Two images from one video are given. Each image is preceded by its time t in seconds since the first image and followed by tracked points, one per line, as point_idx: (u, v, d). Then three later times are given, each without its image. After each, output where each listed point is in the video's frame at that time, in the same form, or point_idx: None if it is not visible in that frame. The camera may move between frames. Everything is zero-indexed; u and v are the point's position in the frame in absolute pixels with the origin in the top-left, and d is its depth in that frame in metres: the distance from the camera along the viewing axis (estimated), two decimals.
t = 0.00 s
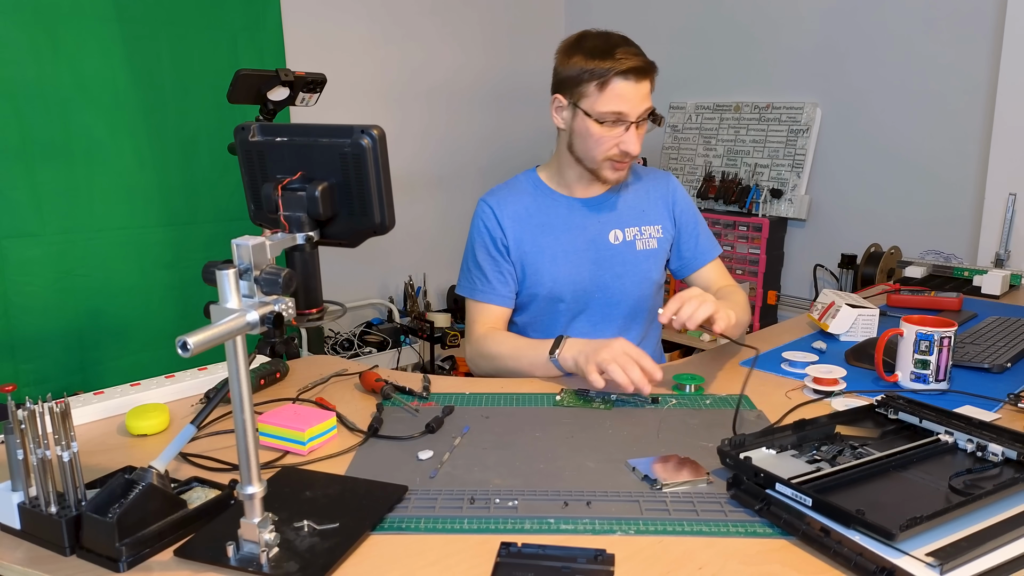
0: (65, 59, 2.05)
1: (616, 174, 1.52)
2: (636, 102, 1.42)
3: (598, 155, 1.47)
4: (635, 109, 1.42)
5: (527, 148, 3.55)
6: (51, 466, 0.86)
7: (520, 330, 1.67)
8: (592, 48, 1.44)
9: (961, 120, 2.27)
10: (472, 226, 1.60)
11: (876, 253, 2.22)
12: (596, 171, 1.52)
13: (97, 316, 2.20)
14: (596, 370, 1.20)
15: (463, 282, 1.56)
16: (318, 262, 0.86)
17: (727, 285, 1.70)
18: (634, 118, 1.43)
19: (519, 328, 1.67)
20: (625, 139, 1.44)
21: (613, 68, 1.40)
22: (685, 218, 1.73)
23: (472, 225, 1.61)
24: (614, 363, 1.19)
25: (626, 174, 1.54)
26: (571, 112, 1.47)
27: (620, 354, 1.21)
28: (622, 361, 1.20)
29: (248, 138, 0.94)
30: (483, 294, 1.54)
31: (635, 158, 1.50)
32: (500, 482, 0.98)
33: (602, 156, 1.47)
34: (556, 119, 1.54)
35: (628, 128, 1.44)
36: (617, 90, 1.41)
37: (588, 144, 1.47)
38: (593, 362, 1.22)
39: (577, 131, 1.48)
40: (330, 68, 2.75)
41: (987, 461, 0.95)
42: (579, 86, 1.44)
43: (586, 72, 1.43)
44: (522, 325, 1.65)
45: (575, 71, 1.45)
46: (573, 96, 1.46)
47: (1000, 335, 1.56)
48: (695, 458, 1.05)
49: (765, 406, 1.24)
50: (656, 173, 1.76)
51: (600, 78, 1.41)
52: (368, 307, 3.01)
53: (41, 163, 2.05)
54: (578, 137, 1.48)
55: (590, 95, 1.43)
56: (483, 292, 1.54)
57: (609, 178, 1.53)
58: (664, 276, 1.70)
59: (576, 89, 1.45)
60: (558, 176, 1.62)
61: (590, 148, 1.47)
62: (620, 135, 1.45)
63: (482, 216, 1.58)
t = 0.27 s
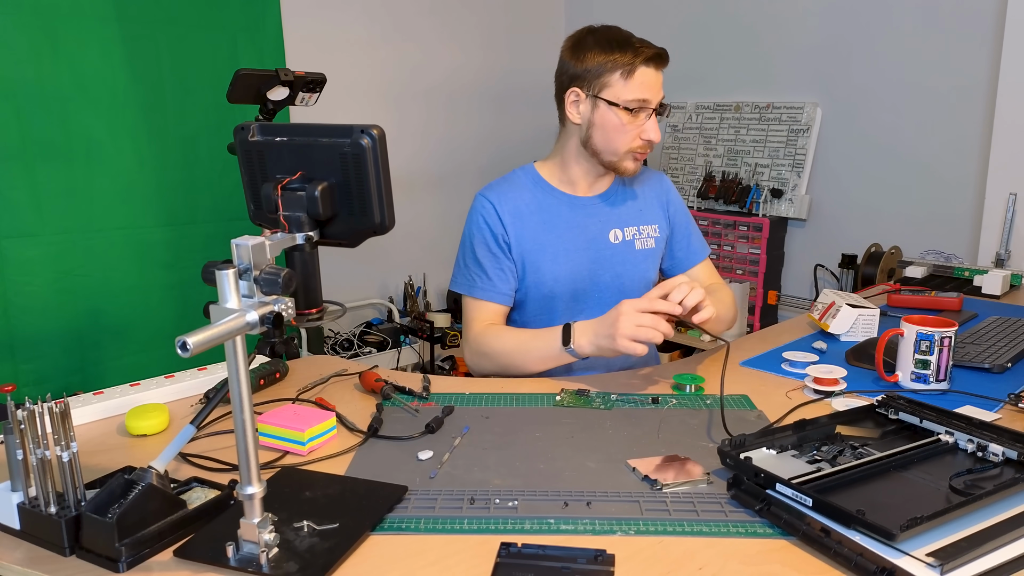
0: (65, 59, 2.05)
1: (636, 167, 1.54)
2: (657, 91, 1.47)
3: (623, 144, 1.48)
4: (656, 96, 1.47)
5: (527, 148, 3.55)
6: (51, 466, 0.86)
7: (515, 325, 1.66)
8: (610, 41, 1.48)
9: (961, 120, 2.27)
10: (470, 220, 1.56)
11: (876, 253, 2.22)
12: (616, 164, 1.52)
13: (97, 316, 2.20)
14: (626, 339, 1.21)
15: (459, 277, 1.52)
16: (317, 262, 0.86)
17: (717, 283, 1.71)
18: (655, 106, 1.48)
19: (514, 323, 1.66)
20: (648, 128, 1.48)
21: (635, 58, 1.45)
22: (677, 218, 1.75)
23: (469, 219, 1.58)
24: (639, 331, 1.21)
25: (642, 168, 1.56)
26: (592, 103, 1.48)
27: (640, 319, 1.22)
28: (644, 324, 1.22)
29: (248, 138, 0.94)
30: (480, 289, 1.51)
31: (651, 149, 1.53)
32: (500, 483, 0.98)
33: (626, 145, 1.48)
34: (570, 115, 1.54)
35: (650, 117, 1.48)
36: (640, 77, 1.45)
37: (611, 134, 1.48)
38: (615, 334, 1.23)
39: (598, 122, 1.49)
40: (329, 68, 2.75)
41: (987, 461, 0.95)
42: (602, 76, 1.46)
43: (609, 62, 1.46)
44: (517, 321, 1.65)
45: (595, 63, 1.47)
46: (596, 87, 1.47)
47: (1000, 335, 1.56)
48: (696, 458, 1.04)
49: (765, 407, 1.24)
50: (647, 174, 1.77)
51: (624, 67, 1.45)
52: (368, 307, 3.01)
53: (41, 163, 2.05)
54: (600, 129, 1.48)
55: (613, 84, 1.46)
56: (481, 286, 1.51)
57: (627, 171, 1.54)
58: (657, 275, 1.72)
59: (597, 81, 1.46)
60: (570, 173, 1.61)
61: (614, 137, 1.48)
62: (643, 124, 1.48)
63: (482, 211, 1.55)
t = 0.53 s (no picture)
0: (65, 59, 2.05)
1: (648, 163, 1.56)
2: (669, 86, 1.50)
3: (639, 139, 1.50)
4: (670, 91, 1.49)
5: (527, 148, 3.55)
6: (51, 466, 0.86)
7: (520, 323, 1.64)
8: (621, 41, 1.50)
9: (961, 120, 2.27)
10: (479, 219, 1.52)
11: (876, 253, 2.21)
12: (629, 160, 1.53)
13: (97, 316, 2.20)
14: (642, 330, 1.20)
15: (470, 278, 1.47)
16: (317, 262, 0.86)
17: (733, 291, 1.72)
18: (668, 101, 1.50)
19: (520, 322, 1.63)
20: (663, 122, 1.49)
21: (648, 55, 1.48)
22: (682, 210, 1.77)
23: (478, 220, 1.53)
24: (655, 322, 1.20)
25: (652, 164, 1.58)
26: (608, 101, 1.49)
27: (657, 310, 1.21)
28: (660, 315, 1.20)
29: (248, 138, 0.94)
30: (489, 290, 1.47)
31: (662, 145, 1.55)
32: (500, 483, 0.98)
33: (642, 139, 1.50)
34: (582, 115, 1.53)
35: (664, 112, 1.50)
36: (655, 71, 1.48)
37: (627, 129, 1.49)
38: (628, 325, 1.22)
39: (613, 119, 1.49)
40: (329, 68, 2.75)
41: (987, 461, 0.95)
42: (618, 73, 1.47)
43: (624, 60, 1.47)
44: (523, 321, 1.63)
45: (608, 62, 1.48)
46: (611, 84, 1.48)
47: (1000, 335, 1.56)
48: (696, 458, 1.04)
49: (765, 407, 1.24)
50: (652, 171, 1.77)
51: (638, 63, 1.47)
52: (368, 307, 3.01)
53: (40, 162, 2.05)
54: (615, 125, 1.49)
55: (628, 81, 1.47)
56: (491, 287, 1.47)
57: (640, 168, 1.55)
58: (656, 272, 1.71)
59: (612, 78, 1.48)
60: (580, 173, 1.59)
61: (630, 132, 1.49)
62: (657, 119, 1.50)
63: (493, 210, 1.51)
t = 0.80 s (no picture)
0: (65, 59, 2.05)
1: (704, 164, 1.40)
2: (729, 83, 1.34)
3: (695, 140, 1.33)
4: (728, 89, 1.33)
5: (527, 148, 3.54)
6: (51, 466, 0.86)
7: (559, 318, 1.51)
8: (680, 36, 1.33)
9: (962, 120, 2.27)
10: (533, 207, 1.37)
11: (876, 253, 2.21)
12: (685, 160, 1.37)
13: (97, 316, 2.20)
14: (697, 303, 1.07)
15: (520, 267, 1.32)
16: (317, 262, 0.86)
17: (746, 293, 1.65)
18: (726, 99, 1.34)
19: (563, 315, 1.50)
20: (721, 121, 1.33)
21: (707, 51, 1.31)
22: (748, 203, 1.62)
23: (531, 206, 1.39)
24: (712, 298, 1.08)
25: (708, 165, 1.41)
26: (665, 98, 1.32)
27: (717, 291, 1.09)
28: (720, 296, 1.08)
29: (248, 138, 0.94)
30: (541, 278, 1.31)
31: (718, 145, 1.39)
32: (500, 483, 0.98)
33: (697, 140, 1.34)
34: (638, 112, 1.36)
35: (721, 110, 1.33)
36: (715, 68, 1.31)
37: (683, 129, 1.32)
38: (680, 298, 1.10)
39: (672, 117, 1.32)
40: (329, 69, 2.75)
41: (987, 461, 0.95)
42: (677, 70, 1.30)
43: (683, 57, 1.30)
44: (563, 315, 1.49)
45: (666, 57, 1.31)
46: (669, 80, 1.31)
47: (1000, 335, 1.56)
48: (695, 458, 1.04)
49: (765, 406, 1.24)
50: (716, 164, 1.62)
51: (697, 60, 1.30)
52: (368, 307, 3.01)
53: (40, 162, 2.05)
54: (672, 124, 1.33)
55: (687, 78, 1.30)
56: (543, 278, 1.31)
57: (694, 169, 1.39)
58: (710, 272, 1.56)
59: (670, 73, 1.30)
60: (635, 172, 1.43)
61: (686, 133, 1.33)
62: (715, 117, 1.33)
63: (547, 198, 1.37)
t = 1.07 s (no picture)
0: (65, 60, 2.05)
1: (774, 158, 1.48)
2: (810, 80, 1.40)
3: (767, 133, 1.42)
4: (807, 86, 1.39)
5: (527, 148, 3.54)
6: (51, 466, 0.86)
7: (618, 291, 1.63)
8: (766, 28, 1.40)
9: (962, 120, 2.27)
10: (604, 183, 1.51)
11: (876, 253, 2.21)
12: (754, 152, 1.45)
13: (97, 316, 2.20)
14: (765, 307, 1.22)
15: (587, 239, 1.46)
16: (317, 261, 0.86)
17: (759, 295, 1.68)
18: (805, 96, 1.40)
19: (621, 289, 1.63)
20: (795, 117, 1.40)
21: (792, 46, 1.38)
22: (821, 195, 1.71)
23: (603, 183, 1.53)
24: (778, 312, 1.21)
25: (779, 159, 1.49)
26: (742, 88, 1.40)
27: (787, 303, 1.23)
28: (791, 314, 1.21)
29: (248, 138, 0.94)
30: (604, 254, 1.44)
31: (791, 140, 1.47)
32: (500, 482, 0.98)
33: (770, 134, 1.42)
34: (715, 99, 1.46)
35: (798, 107, 1.41)
36: (795, 63, 1.38)
37: (756, 122, 1.41)
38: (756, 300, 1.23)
39: (746, 107, 1.41)
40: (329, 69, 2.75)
41: (987, 461, 0.95)
42: (756, 61, 1.38)
43: (765, 50, 1.38)
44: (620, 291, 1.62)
45: (748, 48, 1.39)
46: (749, 72, 1.39)
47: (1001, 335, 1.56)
48: (696, 458, 1.04)
49: (765, 407, 1.24)
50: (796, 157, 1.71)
51: (779, 54, 1.37)
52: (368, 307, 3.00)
53: (41, 162, 2.05)
54: (746, 114, 1.42)
55: (766, 70, 1.38)
56: (607, 253, 1.44)
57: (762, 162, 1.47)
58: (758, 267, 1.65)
59: (749, 64, 1.39)
60: (706, 159, 1.54)
61: (759, 125, 1.41)
62: (790, 113, 1.41)
63: (618, 176, 1.50)
